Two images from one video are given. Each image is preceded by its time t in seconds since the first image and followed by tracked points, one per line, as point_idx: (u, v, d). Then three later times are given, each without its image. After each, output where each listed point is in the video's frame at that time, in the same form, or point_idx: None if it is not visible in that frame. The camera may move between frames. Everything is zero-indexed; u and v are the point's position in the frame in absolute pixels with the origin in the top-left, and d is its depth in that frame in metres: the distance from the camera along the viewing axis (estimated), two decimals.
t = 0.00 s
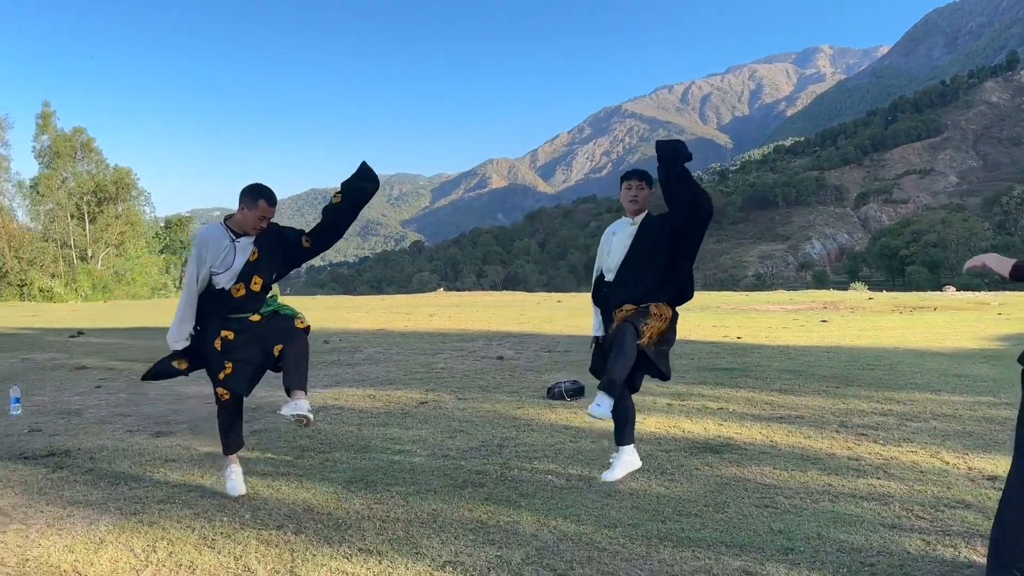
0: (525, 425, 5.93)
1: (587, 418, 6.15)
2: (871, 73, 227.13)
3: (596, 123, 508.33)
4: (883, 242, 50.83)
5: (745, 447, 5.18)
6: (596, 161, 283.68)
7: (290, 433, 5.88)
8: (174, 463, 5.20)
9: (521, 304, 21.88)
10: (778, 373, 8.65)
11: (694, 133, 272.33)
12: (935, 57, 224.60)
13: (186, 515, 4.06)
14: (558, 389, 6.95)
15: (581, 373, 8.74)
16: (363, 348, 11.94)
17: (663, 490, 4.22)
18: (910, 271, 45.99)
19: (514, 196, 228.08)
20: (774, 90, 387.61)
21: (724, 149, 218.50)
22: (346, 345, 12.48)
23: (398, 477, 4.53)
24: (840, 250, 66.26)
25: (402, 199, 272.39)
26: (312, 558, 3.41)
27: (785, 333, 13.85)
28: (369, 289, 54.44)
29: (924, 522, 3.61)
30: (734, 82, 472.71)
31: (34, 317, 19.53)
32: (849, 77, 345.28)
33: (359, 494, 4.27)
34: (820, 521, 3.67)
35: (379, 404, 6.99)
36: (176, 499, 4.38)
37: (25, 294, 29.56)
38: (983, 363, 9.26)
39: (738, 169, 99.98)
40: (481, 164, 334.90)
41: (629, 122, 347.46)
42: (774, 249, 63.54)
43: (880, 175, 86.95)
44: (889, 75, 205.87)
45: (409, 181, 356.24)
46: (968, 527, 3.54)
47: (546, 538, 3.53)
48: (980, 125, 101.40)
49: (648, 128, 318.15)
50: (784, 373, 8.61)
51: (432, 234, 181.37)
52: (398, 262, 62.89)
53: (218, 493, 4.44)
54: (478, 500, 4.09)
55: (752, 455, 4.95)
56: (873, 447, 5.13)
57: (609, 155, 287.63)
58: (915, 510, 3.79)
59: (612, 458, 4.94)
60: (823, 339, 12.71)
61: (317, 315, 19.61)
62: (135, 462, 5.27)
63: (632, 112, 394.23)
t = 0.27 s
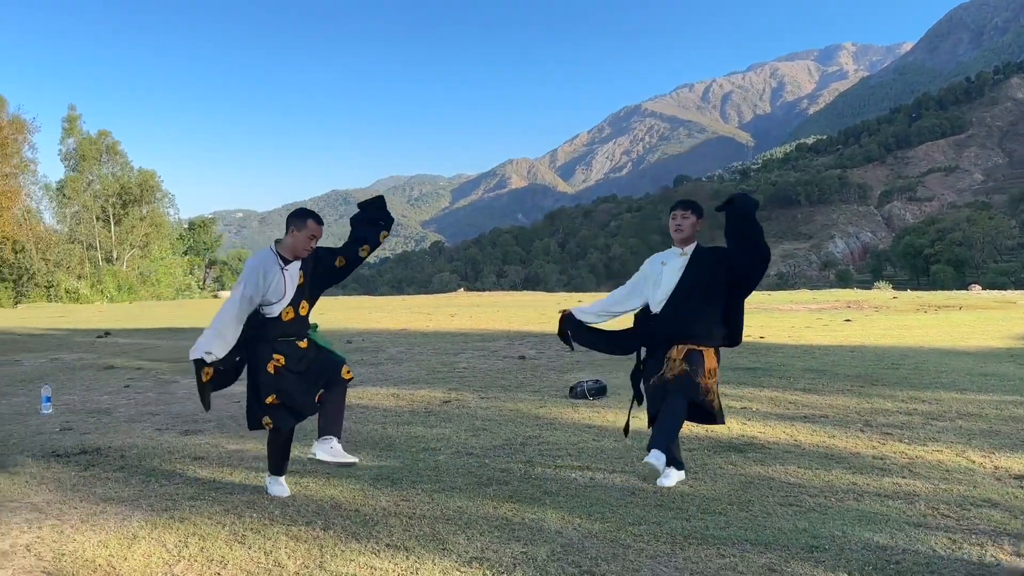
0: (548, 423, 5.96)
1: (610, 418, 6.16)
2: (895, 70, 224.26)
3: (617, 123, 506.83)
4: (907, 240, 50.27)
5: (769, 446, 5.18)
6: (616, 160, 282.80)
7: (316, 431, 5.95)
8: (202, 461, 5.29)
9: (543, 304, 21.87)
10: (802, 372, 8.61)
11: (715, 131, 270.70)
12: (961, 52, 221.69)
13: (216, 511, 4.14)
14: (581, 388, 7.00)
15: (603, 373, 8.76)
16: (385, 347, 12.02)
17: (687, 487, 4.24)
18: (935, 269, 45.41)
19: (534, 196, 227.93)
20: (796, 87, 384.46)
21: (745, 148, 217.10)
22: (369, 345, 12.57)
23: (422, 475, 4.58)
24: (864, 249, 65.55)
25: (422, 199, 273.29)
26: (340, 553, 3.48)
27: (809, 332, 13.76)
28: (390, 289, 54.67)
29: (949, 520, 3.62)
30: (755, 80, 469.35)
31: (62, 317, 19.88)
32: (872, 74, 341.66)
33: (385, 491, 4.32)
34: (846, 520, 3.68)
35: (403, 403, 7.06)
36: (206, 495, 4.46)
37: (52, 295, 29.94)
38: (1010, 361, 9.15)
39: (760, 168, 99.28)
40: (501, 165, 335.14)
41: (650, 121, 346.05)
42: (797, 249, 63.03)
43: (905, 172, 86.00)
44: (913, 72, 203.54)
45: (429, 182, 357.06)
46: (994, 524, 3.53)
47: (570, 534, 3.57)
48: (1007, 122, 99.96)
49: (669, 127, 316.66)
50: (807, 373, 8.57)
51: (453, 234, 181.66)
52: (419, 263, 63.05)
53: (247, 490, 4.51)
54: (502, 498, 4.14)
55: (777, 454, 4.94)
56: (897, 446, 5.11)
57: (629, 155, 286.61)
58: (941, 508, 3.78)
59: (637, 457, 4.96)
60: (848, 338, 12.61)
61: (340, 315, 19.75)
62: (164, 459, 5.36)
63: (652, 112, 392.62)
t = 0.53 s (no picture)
0: (566, 424, 5.99)
1: (629, 418, 6.17)
2: (915, 68, 222.38)
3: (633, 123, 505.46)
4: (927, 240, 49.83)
5: (787, 446, 5.18)
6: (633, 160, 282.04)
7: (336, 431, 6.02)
8: (225, 459, 5.36)
9: (560, 305, 21.86)
10: (821, 372, 8.58)
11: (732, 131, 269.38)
12: (982, 49, 219.31)
13: (239, 509, 4.20)
14: (599, 388, 7.01)
15: (622, 373, 8.76)
16: (403, 348, 12.09)
17: (706, 487, 4.26)
18: (955, 269, 44.99)
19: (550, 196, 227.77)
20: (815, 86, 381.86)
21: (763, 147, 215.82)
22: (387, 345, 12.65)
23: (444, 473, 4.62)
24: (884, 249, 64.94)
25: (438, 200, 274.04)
26: (362, 552, 3.51)
27: (827, 333, 13.69)
28: (407, 289, 54.85)
29: (971, 520, 3.60)
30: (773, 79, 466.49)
31: (83, 318, 20.12)
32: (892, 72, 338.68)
33: (404, 491, 4.35)
34: (866, 519, 3.68)
35: (422, 402, 7.10)
36: (228, 494, 4.51)
37: (74, 296, 30.28)
38: None
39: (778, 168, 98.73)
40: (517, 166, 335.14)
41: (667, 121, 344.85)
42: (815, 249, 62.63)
43: (925, 171, 85.20)
44: (934, 70, 201.57)
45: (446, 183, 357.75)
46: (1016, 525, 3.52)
47: (590, 533, 3.60)
48: None
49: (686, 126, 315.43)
50: (825, 373, 8.55)
51: (469, 235, 181.84)
52: (436, 263, 63.19)
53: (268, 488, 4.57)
54: (521, 498, 4.17)
55: (797, 455, 4.94)
56: (918, 447, 5.08)
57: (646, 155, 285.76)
58: (962, 509, 3.77)
59: (657, 456, 4.96)
60: (867, 339, 12.53)
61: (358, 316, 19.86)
62: (189, 458, 5.44)
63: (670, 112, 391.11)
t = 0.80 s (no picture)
0: (580, 424, 6.00)
1: (644, 418, 6.16)
2: (932, 67, 220.76)
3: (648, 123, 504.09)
4: (944, 240, 49.43)
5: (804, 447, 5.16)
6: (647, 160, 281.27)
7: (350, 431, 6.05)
8: (241, 459, 5.41)
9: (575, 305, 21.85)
10: (836, 373, 8.56)
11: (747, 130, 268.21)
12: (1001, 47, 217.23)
13: (255, 508, 4.23)
14: (612, 388, 7.01)
15: (636, 373, 8.77)
16: (418, 348, 12.15)
17: (721, 488, 4.25)
18: (973, 269, 44.60)
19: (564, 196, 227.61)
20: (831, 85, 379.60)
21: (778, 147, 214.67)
22: (403, 345, 12.71)
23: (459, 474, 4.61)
24: (900, 248, 64.54)
25: (453, 200, 274.56)
26: (377, 550, 3.53)
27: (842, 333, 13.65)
28: (421, 290, 54.98)
29: (988, 523, 3.58)
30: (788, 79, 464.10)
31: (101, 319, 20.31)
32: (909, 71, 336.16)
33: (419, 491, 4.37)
34: (883, 522, 3.65)
35: (437, 402, 7.14)
36: (244, 493, 4.55)
37: (92, 297, 30.57)
38: None
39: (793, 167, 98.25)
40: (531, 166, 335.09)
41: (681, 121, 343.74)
42: (831, 249, 62.28)
43: (943, 170, 84.59)
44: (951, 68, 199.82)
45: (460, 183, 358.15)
46: None
47: (604, 534, 3.60)
48: None
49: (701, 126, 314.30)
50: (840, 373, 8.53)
51: (483, 235, 182.02)
52: (449, 264, 63.30)
53: (283, 488, 4.59)
54: (535, 497, 4.17)
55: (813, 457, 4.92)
56: (935, 448, 5.04)
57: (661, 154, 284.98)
58: (978, 510, 3.74)
59: (673, 458, 4.94)
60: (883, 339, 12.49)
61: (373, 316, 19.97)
62: (206, 457, 5.48)
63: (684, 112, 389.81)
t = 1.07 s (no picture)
0: (589, 425, 5.98)
1: (654, 419, 6.14)
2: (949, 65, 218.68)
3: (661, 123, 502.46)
4: (960, 240, 48.98)
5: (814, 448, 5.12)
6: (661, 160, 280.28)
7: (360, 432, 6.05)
8: (251, 459, 5.43)
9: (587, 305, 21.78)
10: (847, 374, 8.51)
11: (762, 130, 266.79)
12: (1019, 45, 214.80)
13: (263, 508, 4.26)
14: (622, 389, 6.99)
15: (647, 374, 8.73)
16: (429, 348, 12.16)
17: (731, 489, 4.23)
18: (989, 269, 44.16)
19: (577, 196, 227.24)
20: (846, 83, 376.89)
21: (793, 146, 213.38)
22: (414, 345, 12.73)
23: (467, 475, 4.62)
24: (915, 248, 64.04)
25: (466, 201, 274.66)
26: (383, 551, 3.54)
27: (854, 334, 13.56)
28: (433, 290, 55.04)
29: (999, 525, 3.55)
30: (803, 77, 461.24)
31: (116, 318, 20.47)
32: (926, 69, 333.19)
33: (426, 491, 4.37)
34: (891, 523, 3.63)
35: (446, 403, 7.14)
36: (253, 494, 4.56)
37: (107, 297, 30.75)
38: None
39: (807, 167, 97.66)
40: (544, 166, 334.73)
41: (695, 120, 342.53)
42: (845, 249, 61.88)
43: (959, 169, 83.85)
44: (968, 66, 197.84)
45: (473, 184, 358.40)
46: None
47: (609, 535, 3.59)
48: None
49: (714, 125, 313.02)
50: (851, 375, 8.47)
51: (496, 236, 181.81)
52: (462, 264, 63.34)
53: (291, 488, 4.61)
54: (541, 497, 4.16)
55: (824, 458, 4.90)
56: (946, 450, 5.00)
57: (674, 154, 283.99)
58: (988, 513, 3.71)
59: (681, 458, 4.93)
60: (897, 339, 12.39)
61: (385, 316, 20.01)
62: (215, 457, 5.50)
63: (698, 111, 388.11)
